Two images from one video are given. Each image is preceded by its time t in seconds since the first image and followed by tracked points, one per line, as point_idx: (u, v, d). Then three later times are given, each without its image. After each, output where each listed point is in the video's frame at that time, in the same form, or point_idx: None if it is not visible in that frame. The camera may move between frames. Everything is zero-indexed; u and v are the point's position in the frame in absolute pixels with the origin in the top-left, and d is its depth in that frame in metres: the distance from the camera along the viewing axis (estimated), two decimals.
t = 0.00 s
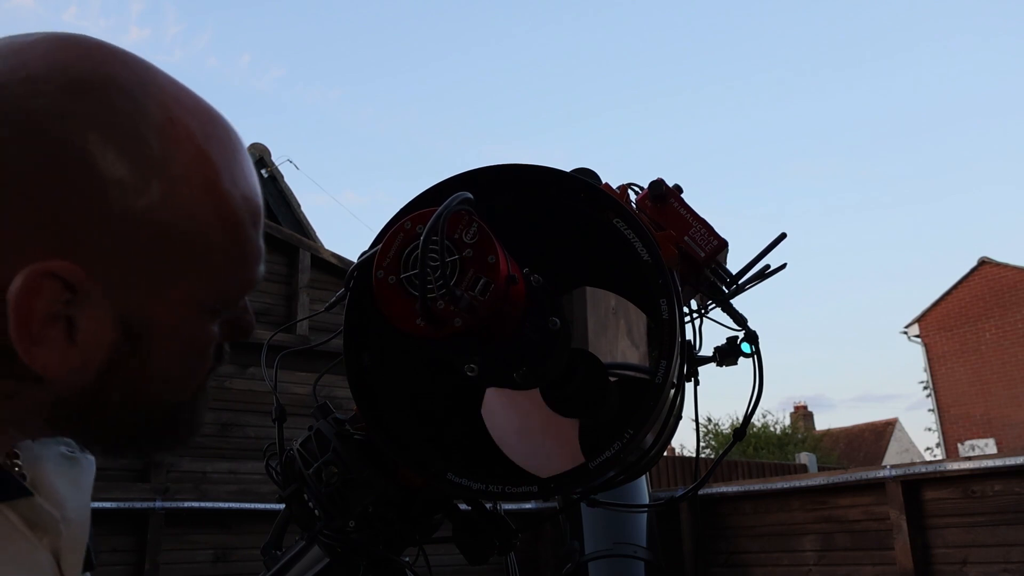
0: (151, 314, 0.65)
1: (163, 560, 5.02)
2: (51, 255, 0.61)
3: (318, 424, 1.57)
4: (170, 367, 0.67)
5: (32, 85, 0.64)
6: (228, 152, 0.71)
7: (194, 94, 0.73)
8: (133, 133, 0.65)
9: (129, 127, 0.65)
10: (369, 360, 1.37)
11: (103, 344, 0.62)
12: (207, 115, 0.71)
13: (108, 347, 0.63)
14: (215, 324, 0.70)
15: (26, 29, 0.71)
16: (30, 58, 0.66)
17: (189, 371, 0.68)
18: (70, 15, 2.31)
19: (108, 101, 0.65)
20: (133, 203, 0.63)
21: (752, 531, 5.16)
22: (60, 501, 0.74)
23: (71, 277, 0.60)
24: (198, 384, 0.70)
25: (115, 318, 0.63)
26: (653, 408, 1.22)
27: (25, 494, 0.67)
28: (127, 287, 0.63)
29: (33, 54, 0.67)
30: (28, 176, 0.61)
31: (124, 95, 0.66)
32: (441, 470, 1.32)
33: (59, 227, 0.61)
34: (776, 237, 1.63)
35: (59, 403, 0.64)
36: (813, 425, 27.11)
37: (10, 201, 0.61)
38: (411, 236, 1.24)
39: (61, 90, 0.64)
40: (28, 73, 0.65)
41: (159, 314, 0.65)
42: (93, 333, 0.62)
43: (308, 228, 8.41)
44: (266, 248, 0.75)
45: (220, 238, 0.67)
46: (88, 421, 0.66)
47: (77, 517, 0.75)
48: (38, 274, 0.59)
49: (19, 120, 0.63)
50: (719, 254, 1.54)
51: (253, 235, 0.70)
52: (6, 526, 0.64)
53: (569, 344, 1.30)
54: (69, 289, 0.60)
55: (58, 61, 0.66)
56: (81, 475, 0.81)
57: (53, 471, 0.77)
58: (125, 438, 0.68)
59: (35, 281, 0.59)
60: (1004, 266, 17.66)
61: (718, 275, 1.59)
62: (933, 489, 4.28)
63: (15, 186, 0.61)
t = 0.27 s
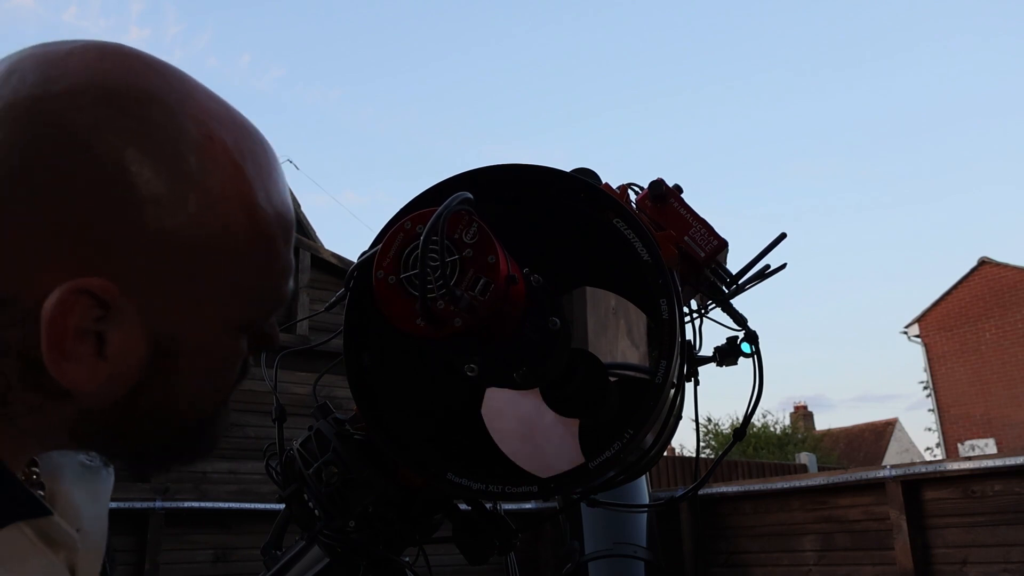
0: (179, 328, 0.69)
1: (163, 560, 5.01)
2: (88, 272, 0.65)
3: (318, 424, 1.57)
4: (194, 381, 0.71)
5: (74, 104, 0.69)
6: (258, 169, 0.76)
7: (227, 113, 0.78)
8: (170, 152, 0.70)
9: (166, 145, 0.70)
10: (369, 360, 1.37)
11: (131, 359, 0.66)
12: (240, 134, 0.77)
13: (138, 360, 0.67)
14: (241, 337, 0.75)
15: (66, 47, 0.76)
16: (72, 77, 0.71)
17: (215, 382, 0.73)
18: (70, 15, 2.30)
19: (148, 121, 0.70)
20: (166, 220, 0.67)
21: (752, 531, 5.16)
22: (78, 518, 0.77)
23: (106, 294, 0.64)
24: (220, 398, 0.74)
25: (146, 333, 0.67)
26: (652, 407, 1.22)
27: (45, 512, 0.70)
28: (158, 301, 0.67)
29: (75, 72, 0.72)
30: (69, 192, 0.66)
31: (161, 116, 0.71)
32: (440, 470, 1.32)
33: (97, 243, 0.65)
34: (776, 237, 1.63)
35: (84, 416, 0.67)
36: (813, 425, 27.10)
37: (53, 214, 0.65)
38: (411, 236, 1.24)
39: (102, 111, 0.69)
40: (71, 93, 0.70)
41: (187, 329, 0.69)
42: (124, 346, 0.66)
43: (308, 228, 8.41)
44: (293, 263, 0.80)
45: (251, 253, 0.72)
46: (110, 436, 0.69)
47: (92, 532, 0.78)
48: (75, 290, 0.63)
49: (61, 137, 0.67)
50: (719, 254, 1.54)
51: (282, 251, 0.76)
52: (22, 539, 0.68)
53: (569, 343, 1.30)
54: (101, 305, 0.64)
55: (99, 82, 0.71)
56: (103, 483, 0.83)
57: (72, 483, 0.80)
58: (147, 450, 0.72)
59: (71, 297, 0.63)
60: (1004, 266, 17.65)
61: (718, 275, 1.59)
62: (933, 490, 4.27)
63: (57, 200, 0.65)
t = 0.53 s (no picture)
0: (181, 334, 0.69)
1: (163, 561, 5.02)
2: (90, 274, 0.65)
3: (318, 424, 1.57)
4: (195, 387, 0.71)
5: (82, 110, 0.69)
6: (265, 179, 0.76)
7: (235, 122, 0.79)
8: (177, 159, 0.70)
9: (173, 152, 0.70)
10: (369, 360, 1.37)
11: (133, 364, 0.66)
12: (248, 142, 0.77)
13: (140, 365, 0.67)
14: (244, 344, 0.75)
15: (77, 53, 0.76)
16: (81, 83, 0.71)
17: (217, 386, 0.73)
18: (70, 15, 2.31)
19: (155, 127, 0.70)
20: (171, 226, 0.68)
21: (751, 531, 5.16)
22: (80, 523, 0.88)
23: (107, 297, 0.64)
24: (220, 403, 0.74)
25: (148, 337, 0.67)
26: (653, 407, 1.22)
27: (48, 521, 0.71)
28: (161, 305, 0.67)
29: (85, 78, 0.72)
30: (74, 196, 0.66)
31: (168, 123, 0.71)
32: (441, 470, 1.32)
33: (102, 247, 0.65)
34: (776, 237, 1.63)
35: (84, 422, 0.68)
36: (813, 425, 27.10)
37: (59, 219, 0.65)
38: (411, 236, 1.24)
39: (110, 116, 0.69)
40: (80, 100, 0.70)
41: (189, 334, 0.69)
42: (126, 351, 0.66)
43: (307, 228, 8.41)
44: (299, 274, 0.80)
45: (256, 260, 0.72)
46: (110, 438, 0.69)
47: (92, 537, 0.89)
48: (78, 294, 0.63)
49: (68, 142, 0.67)
50: (719, 254, 1.54)
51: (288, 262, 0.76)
52: (26, 548, 0.70)
53: (569, 343, 1.30)
54: (103, 310, 0.64)
55: (108, 89, 0.71)
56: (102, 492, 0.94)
57: (74, 489, 0.91)
58: (147, 452, 0.72)
59: (74, 299, 0.63)
60: (1004, 266, 17.66)
61: (718, 275, 1.59)
62: (933, 490, 4.28)
63: (62, 205, 0.65)
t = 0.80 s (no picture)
0: (178, 343, 0.69)
1: (163, 561, 5.02)
2: (93, 285, 0.65)
3: (318, 424, 1.57)
4: (194, 395, 0.72)
5: (79, 120, 0.69)
6: (261, 188, 0.77)
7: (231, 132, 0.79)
8: (173, 169, 0.70)
9: (168, 159, 0.70)
10: (369, 360, 1.37)
11: (133, 375, 0.67)
12: (244, 152, 0.77)
13: (139, 376, 0.67)
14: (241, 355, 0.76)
15: (72, 65, 0.76)
16: (79, 94, 0.71)
17: (216, 397, 0.74)
18: (70, 15, 2.31)
19: (152, 137, 0.71)
20: (167, 236, 0.68)
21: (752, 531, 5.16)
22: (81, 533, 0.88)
23: (105, 309, 0.64)
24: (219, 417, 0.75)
25: (146, 348, 0.67)
26: (653, 407, 1.22)
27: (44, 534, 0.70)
28: (158, 316, 0.68)
29: (82, 90, 0.72)
30: (71, 206, 0.66)
31: (165, 133, 0.72)
32: (440, 471, 1.32)
33: (103, 252, 0.65)
34: (776, 237, 1.63)
35: (84, 433, 0.67)
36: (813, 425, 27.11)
37: (55, 228, 0.65)
38: (411, 236, 1.24)
39: (107, 126, 0.69)
40: (77, 110, 0.70)
41: (188, 344, 0.70)
42: (124, 362, 0.66)
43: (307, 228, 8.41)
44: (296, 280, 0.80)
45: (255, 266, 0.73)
46: (111, 447, 0.69)
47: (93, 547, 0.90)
48: (73, 305, 0.63)
49: (64, 147, 0.67)
50: (719, 254, 1.55)
51: (283, 271, 0.77)
52: (28, 560, 0.69)
53: (569, 344, 1.30)
54: (101, 320, 0.64)
55: (106, 98, 0.72)
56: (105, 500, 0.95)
57: (76, 500, 0.92)
58: (148, 456, 0.72)
59: (73, 310, 0.63)
60: (1004, 266, 17.66)
61: (718, 275, 1.59)
62: (933, 490, 4.28)
63: (58, 214, 0.65)
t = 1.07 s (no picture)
0: (191, 365, 0.70)
1: (163, 561, 5.03)
2: (107, 317, 0.66)
3: (318, 423, 1.57)
4: (202, 403, 0.72)
5: (91, 147, 0.69)
6: (270, 208, 0.77)
7: (239, 151, 0.79)
8: (183, 191, 0.70)
9: (173, 176, 0.71)
10: (369, 360, 1.37)
11: (146, 393, 0.67)
12: (252, 172, 0.77)
13: (152, 395, 0.68)
14: (250, 368, 0.76)
15: (82, 87, 0.76)
16: (91, 120, 0.71)
17: (221, 408, 0.74)
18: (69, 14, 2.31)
19: (163, 162, 0.71)
20: (171, 244, 0.68)
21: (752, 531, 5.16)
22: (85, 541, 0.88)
23: (124, 336, 0.65)
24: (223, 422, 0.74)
25: (159, 370, 0.68)
26: (653, 407, 1.22)
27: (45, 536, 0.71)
28: (173, 340, 0.68)
29: (93, 115, 0.72)
30: (87, 235, 0.66)
31: (176, 157, 0.72)
32: (440, 471, 1.32)
33: (108, 262, 0.66)
34: (776, 237, 1.63)
35: (94, 447, 0.68)
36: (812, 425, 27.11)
37: (71, 259, 0.65)
38: (411, 235, 1.23)
39: (119, 153, 0.70)
40: (89, 137, 0.70)
41: (199, 365, 0.70)
42: (139, 384, 0.66)
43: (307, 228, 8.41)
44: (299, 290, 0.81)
45: (259, 270, 0.73)
46: (119, 459, 0.69)
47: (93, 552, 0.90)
48: (96, 338, 0.64)
49: (66, 158, 0.68)
50: (719, 254, 1.55)
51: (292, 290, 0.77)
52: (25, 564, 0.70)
53: (569, 344, 1.30)
54: (118, 346, 0.65)
55: (107, 116, 0.72)
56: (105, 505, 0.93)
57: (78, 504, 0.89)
58: (156, 466, 0.72)
59: (93, 340, 0.64)
60: (1004, 266, 17.66)
61: (718, 275, 1.59)
62: (933, 489, 4.28)
63: (74, 245, 0.66)
